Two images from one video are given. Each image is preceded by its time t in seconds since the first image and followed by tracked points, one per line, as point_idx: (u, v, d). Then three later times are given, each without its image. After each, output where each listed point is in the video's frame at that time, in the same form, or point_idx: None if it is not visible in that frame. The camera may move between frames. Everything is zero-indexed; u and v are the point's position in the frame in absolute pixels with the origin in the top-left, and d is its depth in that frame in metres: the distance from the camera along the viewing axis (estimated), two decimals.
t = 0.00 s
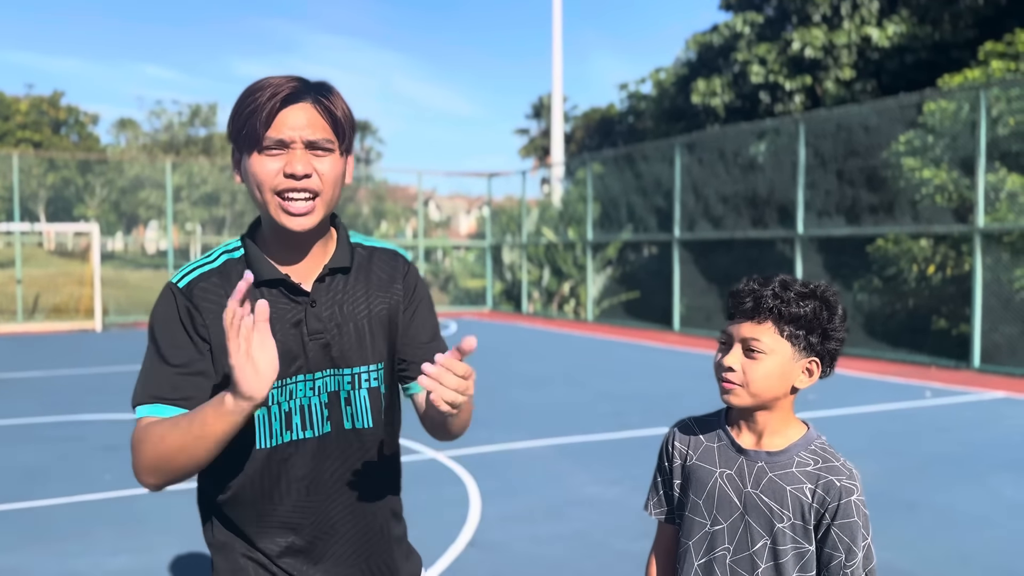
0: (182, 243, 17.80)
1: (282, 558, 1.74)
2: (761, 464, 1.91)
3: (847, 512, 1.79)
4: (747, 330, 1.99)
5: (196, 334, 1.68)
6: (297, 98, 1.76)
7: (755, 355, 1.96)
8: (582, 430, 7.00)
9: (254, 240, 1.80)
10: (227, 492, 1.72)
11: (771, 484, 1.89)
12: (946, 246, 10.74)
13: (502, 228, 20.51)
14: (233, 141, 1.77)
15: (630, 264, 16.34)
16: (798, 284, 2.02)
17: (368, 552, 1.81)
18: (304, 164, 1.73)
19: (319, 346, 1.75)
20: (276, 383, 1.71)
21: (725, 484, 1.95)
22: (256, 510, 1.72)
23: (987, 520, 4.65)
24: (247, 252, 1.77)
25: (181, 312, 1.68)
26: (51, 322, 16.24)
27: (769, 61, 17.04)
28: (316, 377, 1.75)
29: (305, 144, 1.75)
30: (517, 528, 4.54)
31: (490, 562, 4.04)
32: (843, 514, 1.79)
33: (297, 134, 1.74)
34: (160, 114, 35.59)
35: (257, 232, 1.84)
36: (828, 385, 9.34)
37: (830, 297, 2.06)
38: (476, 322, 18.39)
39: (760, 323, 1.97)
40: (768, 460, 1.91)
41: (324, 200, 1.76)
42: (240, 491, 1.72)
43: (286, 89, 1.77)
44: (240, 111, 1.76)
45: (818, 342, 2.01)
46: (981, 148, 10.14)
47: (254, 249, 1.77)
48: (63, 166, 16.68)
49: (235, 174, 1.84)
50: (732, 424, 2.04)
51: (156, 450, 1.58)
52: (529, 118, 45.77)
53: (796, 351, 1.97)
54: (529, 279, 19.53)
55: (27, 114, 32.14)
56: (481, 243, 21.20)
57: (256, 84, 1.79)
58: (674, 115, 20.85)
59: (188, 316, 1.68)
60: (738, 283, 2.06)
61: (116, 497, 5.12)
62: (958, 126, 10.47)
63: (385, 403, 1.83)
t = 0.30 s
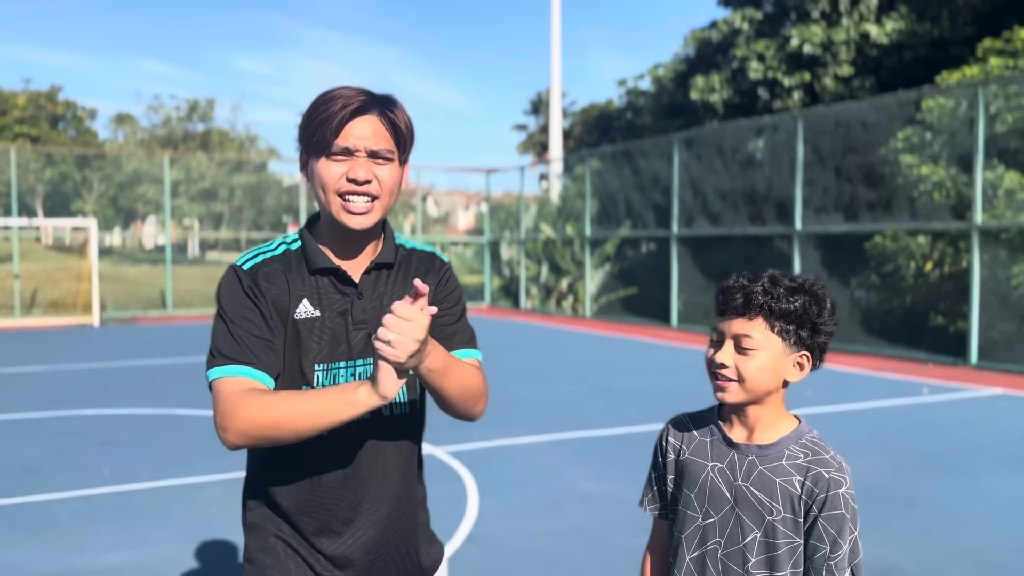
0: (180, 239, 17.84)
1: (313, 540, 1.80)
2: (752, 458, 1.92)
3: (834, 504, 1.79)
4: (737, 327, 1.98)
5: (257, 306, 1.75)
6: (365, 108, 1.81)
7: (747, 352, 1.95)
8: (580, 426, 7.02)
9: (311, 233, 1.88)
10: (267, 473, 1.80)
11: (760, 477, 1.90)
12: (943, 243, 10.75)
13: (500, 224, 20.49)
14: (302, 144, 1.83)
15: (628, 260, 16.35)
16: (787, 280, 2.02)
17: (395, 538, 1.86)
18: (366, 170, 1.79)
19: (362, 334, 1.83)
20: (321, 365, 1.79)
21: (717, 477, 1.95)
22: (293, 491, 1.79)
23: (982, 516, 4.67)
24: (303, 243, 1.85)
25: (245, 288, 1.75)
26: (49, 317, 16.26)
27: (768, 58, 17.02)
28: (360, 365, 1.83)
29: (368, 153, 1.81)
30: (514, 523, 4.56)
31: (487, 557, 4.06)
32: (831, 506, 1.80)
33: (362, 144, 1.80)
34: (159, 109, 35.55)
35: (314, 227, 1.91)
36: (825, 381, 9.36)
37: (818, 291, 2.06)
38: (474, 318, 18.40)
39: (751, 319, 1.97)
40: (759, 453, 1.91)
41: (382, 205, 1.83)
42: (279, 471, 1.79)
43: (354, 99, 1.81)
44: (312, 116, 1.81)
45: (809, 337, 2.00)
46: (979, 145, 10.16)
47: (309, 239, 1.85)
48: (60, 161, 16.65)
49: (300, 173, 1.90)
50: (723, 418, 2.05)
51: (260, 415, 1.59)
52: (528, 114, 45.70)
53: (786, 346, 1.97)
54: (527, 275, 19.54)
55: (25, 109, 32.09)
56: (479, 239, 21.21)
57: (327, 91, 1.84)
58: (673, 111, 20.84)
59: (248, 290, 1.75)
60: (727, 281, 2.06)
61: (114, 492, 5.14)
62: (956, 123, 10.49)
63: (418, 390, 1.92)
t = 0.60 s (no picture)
0: (179, 233, 17.83)
1: (340, 521, 1.80)
2: (758, 453, 1.91)
3: (842, 496, 1.81)
4: (739, 325, 1.95)
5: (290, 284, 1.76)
6: (392, 111, 1.81)
7: (751, 349, 1.93)
8: (579, 422, 7.03)
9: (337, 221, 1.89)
10: (292, 453, 1.80)
11: (767, 472, 1.89)
12: (942, 239, 10.75)
13: (499, 219, 20.47)
14: (332, 141, 1.84)
15: (627, 256, 16.35)
16: (786, 274, 2.00)
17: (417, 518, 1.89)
18: (392, 170, 1.80)
19: (390, 318, 1.85)
20: (353, 347, 1.81)
21: (723, 474, 1.95)
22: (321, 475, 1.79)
23: (980, 511, 4.68)
24: (331, 231, 1.86)
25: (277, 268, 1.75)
26: (47, 311, 16.24)
27: (767, 53, 17.00)
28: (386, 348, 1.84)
29: (394, 153, 1.81)
30: (514, 517, 4.57)
31: (488, 552, 4.07)
32: (838, 498, 1.81)
33: (389, 144, 1.80)
34: (156, 104, 35.45)
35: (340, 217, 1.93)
36: (823, 377, 9.37)
37: (816, 284, 2.06)
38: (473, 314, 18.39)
39: (753, 316, 1.94)
40: (764, 449, 1.91)
41: (406, 202, 1.84)
42: (302, 452, 1.79)
43: (383, 101, 1.81)
44: (340, 117, 1.82)
45: (810, 331, 1.99)
46: (978, 141, 10.16)
47: (338, 226, 1.86)
48: (58, 156, 16.59)
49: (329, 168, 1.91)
50: (726, 414, 2.03)
51: (281, 381, 1.58)
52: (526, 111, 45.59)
53: (790, 341, 1.95)
54: (526, 271, 19.53)
55: (22, 104, 31.97)
56: (478, 234, 21.19)
57: (356, 89, 1.84)
58: (672, 107, 20.81)
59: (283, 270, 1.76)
60: (725, 279, 2.04)
61: (113, 487, 5.13)
62: (955, 119, 10.49)
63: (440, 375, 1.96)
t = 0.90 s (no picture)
0: (177, 229, 17.76)
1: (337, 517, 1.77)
2: (765, 452, 1.91)
3: (851, 495, 1.80)
4: (744, 327, 1.94)
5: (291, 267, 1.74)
6: (390, 103, 1.79)
7: (755, 351, 1.92)
8: (578, 417, 7.02)
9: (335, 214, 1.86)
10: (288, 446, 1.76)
11: (774, 470, 1.88)
12: (941, 235, 10.74)
13: (498, 215, 20.46)
14: (327, 136, 1.79)
15: (626, 252, 16.33)
16: (789, 275, 2.00)
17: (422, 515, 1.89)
18: (396, 161, 1.78)
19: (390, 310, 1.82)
20: (352, 335, 1.78)
21: (730, 473, 1.94)
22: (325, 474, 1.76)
23: (979, 507, 4.68)
24: (327, 224, 1.84)
25: (280, 246, 1.75)
26: (46, 307, 16.23)
27: (767, 49, 16.97)
28: (383, 341, 1.81)
29: (396, 144, 1.79)
30: (513, 513, 4.57)
31: (488, 547, 4.07)
32: (847, 497, 1.80)
33: (391, 136, 1.78)
34: (155, 99, 35.38)
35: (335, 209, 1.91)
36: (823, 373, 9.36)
37: (819, 283, 2.04)
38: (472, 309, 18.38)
39: (756, 318, 1.93)
40: (771, 447, 1.90)
41: (407, 191, 1.83)
42: (299, 444, 1.76)
43: (379, 94, 1.79)
44: (338, 112, 1.77)
45: (815, 331, 1.98)
46: (978, 138, 10.14)
47: (336, 218, 1.85)
48: (56, 151, 16.55)
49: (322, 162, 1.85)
50: (735, 414, 2.02)
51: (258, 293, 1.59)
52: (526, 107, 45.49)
53: (794, 342, 1.94)
54: (525, 267, 19.53)
55: (20, 98, 31.88)
56: (478, 230, 21.17)
57: (347, 82, 1.80)
58: (672, 103, 20.78)
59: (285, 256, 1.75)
60: (728, 281, 2.03)
61: (113, 482, 5.13)
62: (955, 115, 10.48)
63: (439, 376, 1.92)
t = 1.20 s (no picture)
0: (177, 226, 17.77)
1: (346, 515, 1.75)
2: (771, 448, 1.89)
3: (857, 491, 1.79)
4: (754, 322, 1.92)
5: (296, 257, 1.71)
6: (377, 92, 1.77)
7: (765, 345, 1.90)
8: (578, 414, 7.01)
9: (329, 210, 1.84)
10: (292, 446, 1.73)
11: (780, 466, 1.87)
12: (942, 232, 10.73)
13: (498, 212, 20.44)
14: (315, 130, 1.76)
15: (626, 249, 16.32)
16: (798, 269, 1.98)
17: (429, 508, 1.90)
18: (386, 153, 1.77)
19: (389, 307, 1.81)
20: (356, 330, 1.76)
21: (735, 469, 1.93)
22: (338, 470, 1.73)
23: (980, 505, 4.67)
24: (321, 219, 1.82)
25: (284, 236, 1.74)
26: (46, 304, 16.21)
27: (767, 46, 16.92)
28: (383, 337, 1.79)
29: (385, 135, 1.77)
30: (514, 510, 4.55)
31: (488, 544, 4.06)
32: (853, 493, 1.80)
33: (378, 127, 1.76)
34: (155, 96, 35.33)
35: (327, 202, 1.88)
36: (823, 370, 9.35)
37: (826, 278, 2.04)
38: (472, 306, 18.36)
39: (766, 313, 1.91)
40: (777, 444, 1.89)
41: (400, 182, 1.82)
42: (303, 444, 1.73)
43: (364, 84, 1.76)
44: (324, 105, 1.74)
45: (824, 326, 1.97)
46: (979, 135, 10.11)
47: (331, 213, 1.82)
48: (56, 148, 16.52)
49: (311, 155, 1.83)
50: (739, 410, 2.00)
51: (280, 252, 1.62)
52: (526, 103, 45.41)
53: (804, 338, 1.93)
54: (526, 264, 19.51)
55: (20, 95, 31.82)
56: (478, 227, 21.14)
57: (332, 73, 1.77)
58: (672, 99, 20.76)
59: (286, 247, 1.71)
60: (737, 275, 2.01)
61: (113, 479, 5.12)
62: (956, 112, 10.45)
63: (434, 373, 1.92)
